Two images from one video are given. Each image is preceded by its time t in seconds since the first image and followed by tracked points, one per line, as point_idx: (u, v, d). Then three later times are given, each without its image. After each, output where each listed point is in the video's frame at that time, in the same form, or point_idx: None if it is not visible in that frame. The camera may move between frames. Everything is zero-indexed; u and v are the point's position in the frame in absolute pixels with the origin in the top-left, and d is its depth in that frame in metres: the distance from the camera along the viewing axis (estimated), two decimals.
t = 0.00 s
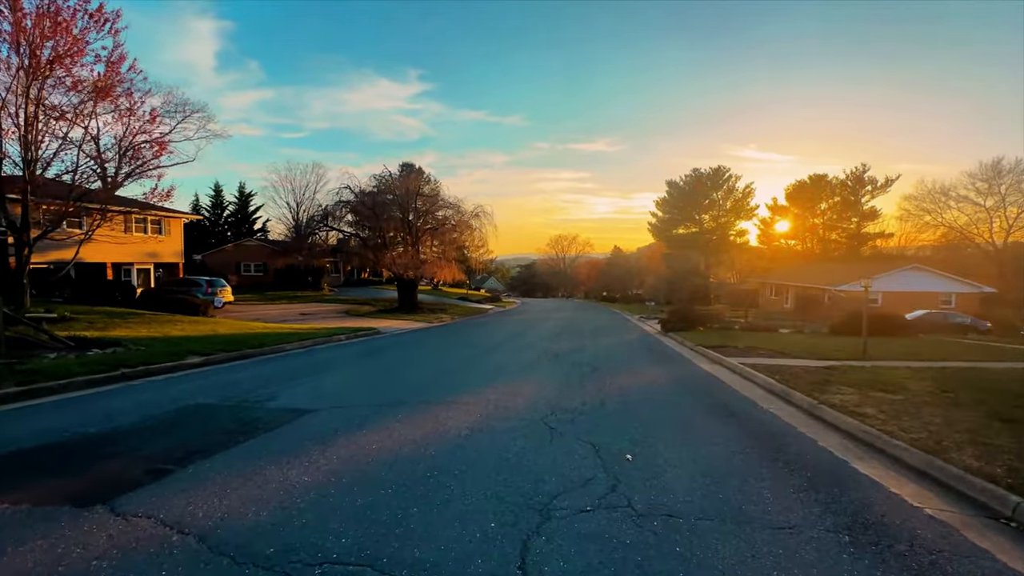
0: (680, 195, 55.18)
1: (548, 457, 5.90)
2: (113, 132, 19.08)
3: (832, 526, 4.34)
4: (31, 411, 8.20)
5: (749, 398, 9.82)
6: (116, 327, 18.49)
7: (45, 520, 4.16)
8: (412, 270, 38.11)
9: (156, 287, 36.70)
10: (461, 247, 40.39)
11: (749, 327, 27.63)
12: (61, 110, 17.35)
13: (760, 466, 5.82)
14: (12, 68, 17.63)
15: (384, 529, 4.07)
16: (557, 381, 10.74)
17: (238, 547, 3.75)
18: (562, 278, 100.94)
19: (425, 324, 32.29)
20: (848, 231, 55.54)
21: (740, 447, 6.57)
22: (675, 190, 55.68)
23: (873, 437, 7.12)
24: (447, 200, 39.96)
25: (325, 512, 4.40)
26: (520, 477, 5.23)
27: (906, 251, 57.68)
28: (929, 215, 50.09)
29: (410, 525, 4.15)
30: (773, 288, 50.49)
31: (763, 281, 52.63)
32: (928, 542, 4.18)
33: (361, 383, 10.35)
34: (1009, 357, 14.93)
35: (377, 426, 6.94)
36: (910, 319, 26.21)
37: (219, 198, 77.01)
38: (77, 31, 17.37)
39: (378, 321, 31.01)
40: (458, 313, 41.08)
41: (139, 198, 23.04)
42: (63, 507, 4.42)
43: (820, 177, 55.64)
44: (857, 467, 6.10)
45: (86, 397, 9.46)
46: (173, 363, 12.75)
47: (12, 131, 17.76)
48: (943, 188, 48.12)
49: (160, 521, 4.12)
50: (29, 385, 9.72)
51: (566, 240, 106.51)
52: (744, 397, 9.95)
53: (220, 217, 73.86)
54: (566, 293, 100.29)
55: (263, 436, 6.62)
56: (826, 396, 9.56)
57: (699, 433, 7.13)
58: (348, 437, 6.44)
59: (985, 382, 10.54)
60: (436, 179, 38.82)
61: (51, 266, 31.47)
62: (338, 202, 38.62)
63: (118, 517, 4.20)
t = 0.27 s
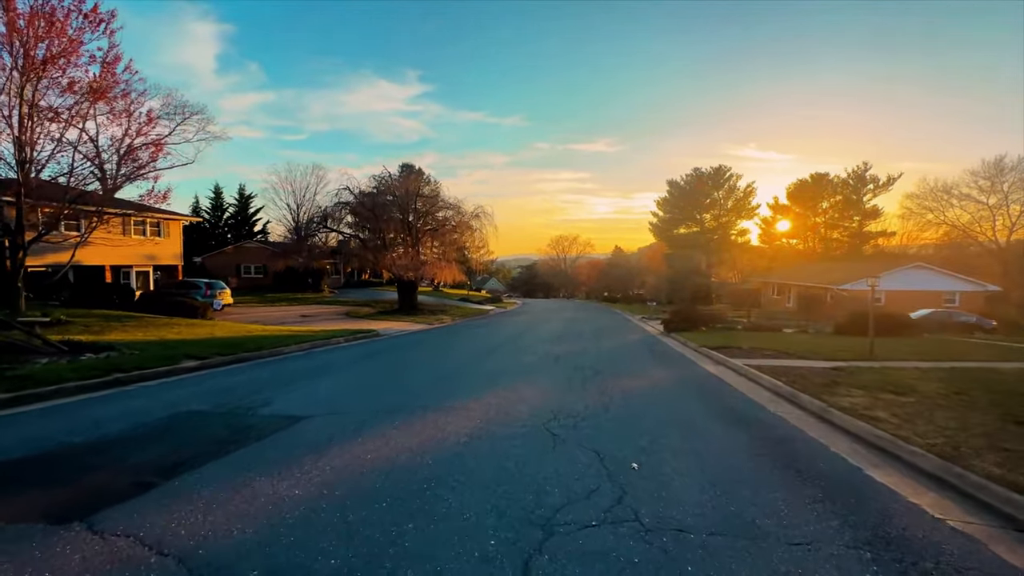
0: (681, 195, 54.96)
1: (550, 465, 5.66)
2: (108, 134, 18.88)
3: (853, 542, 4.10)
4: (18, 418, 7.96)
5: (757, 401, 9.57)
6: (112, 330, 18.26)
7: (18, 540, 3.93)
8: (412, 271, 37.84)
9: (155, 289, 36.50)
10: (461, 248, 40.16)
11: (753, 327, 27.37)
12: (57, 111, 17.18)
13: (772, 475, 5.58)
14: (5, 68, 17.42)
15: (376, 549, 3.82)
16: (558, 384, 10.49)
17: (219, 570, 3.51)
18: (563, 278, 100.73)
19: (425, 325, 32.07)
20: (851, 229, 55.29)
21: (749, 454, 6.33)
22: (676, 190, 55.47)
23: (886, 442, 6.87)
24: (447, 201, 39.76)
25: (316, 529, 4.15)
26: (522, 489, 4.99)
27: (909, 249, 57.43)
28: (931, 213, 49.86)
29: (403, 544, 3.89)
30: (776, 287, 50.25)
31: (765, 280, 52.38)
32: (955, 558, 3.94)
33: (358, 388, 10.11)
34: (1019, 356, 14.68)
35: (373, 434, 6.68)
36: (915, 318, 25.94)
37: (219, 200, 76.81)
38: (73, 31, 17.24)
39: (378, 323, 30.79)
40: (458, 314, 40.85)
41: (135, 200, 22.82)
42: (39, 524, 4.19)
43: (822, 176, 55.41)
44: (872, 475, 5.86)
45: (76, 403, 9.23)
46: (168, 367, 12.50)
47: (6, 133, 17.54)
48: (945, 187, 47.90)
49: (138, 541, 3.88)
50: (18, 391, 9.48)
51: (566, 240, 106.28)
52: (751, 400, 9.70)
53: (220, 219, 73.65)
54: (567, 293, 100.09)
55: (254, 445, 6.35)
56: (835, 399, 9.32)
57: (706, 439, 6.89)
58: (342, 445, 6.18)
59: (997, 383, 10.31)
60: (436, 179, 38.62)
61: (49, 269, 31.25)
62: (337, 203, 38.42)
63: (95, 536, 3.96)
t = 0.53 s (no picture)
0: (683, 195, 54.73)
1: (550, 477, 5.40)
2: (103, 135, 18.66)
3: (873, 561, 3.84)
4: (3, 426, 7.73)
5: (763, 406, 9.31)
6: (107, 334, 18.04)
7: None
8: (412, 273, 37.51)
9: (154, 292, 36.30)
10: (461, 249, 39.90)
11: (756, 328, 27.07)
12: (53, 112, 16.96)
13: (784, 486, 5.33)
14: None
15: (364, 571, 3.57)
16: (560, 389, 10.23)
17: None
18: (565, 279, 100.45)
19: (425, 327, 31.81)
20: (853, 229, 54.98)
21: (757, 463, 6.08)
22: (677, 190, 55.24)
23: (899, 449, 6.62)
24: (447, 202, 39.53)
25: (301, 547, 3.90)
26: (521, 502, 4.74)
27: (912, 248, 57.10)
28: (934, 213, 49.57)
29: (394, 566, 3.64)
30: (778, 288, 49.97)
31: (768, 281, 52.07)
32: None
33: (354, 393, 9.87)
34: None
35: (366, 443, 6.44)
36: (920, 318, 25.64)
37: (219, 202, 76.55)
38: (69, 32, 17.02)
39: (378, 326, 30.55)
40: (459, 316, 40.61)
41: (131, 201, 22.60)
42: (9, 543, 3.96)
43: (824, 175, 55.15)
44: (887, 484, 5.61)
45: (64, 410, 9.00)
46: (162, 372, 12.25)
47: None
48: (948, 186, 47.62)
49: (113, 562, 3.65)
50: (6, 397, 9.26)
51: (568, 240, 106.00)
52: (757, 404, 9.44)
53: (220, 221, 73.42)
54: (568, 294, 99.83)
55: (241, 458, 6.09)
56: (844, 403, 9.05)
57: (713, 446, 6.64)
58: (334, 456, 5.94)
59: (1009, 386, 10.05)
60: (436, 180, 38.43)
61: (47, 272, 31.05)
62: (337, 205, 38.23)
63: (67, 557, 3.73)
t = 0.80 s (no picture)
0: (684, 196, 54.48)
1: (550, 485, 5.16)
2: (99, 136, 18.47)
3: None
4: None
5: (770, 409, 9.06)
6: (103, 337, 17.84)
7: None
8: (412, 274, 37.12)
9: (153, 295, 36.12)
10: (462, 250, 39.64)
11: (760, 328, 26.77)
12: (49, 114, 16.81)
13: (796, 495, 5.08)
14: None
15: None
16: (561, 391, 9.98)
17: None
18: (566, 280, 100.15)
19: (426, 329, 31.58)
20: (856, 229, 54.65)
21: (767, 469, 5.83)
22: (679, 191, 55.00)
23: (914, 453, 6.37)
24: (447, 203, 39.30)
25: (285, 563, 3.68)
26: (519, 513, 4.49)
27: (916, 248, 56.73)
28: (937, 212, 49.27)
29: None
30: (781, 288, 49.67)
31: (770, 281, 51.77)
32: None
33: (350, 396, 9.63)
34: None
35: (359, 450, 6.21)
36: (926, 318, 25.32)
37: (220, 204, 76.43)
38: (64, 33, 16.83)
39: (378, 328, 30.32)
40: (460, 318, 40.34)
41: (129, 203, 22.45)
42: None
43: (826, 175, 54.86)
44: (903, 492, 5.36)
45: (53, 415, 8.79)
46: (156, 376, 12.03)
47: None
48: (951, 185, 47.31)
49: None
50: None
51: (569, 241, 105.74)
52: (764, 408, 9.19)
53: (221, 224, 73.28)
54: (570, 295, 99.54)
55: (228, 465, 5.85)
56: (853, 405, 8.79)
57: (720, 451, 6.39)
58: (325, 464, 5.71)
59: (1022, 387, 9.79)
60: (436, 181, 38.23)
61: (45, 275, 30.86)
62: (336, 206, 38.06)
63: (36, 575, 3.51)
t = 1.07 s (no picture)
0: (685, 196, 54.18)
1: (549, 496, 4.94)
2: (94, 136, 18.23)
3: None
4: None
5: (775, 413, 8.83)
6: (98, 340, 17.62)
7: None
8: (412, 275, 36.95)
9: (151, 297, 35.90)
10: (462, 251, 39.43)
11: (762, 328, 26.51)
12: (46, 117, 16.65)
13: (805, 506, 4.85)
14: None
15: None
16: (561, 395, 9.75)
17: None
18: (568, 280, 99.88)
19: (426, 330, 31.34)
20: (859, 228, 54.38)
21: (775, 478, 5.59)
22: (680, 191, 54.71)
23: (927, 460, 6.13)
24: (447, 204, 39.07)
25: None
26: (514, 527, 4.27)
27: (918, 247, 56.54)
28: (940, 212, 49.01)
29: None
30: (783, 288, 49.39)
31: (772, 281, 51.49)
32: None
33: (344, 401, 9.41)
34: None
35: (350, 457, 5.99)
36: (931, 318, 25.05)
37: (220, 206, 76.24)
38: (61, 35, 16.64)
39: (377, 329, 30.06)
40: (460, 319, 40.13)
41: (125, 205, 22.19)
42: None
43: (828, 175, 54.56)
44: (918, 501, 5.12)
45: (40, 420, 8.57)
46: (148, 380, 11.81)
47: None
48: (954, 184, 47.04)
49: None
50: None
51: (570, 242, 105.40)
52: (770, 412, 8.94)
53: (222, 226, 73.10)
54: (571, 296, 99.32)
55: (213, 475, 5.62)
56: (862, 409, 8.55)
57: (726, 459, 6.14)
58: (313, 473, 5.47)
59: None
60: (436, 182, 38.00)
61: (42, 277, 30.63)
62: (336, 207, 37.86)
63: None
